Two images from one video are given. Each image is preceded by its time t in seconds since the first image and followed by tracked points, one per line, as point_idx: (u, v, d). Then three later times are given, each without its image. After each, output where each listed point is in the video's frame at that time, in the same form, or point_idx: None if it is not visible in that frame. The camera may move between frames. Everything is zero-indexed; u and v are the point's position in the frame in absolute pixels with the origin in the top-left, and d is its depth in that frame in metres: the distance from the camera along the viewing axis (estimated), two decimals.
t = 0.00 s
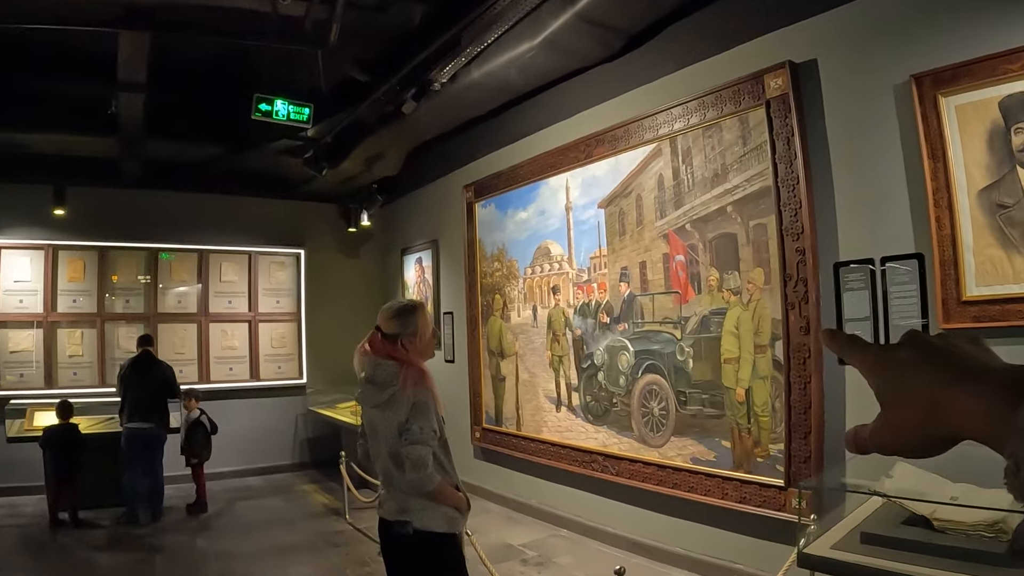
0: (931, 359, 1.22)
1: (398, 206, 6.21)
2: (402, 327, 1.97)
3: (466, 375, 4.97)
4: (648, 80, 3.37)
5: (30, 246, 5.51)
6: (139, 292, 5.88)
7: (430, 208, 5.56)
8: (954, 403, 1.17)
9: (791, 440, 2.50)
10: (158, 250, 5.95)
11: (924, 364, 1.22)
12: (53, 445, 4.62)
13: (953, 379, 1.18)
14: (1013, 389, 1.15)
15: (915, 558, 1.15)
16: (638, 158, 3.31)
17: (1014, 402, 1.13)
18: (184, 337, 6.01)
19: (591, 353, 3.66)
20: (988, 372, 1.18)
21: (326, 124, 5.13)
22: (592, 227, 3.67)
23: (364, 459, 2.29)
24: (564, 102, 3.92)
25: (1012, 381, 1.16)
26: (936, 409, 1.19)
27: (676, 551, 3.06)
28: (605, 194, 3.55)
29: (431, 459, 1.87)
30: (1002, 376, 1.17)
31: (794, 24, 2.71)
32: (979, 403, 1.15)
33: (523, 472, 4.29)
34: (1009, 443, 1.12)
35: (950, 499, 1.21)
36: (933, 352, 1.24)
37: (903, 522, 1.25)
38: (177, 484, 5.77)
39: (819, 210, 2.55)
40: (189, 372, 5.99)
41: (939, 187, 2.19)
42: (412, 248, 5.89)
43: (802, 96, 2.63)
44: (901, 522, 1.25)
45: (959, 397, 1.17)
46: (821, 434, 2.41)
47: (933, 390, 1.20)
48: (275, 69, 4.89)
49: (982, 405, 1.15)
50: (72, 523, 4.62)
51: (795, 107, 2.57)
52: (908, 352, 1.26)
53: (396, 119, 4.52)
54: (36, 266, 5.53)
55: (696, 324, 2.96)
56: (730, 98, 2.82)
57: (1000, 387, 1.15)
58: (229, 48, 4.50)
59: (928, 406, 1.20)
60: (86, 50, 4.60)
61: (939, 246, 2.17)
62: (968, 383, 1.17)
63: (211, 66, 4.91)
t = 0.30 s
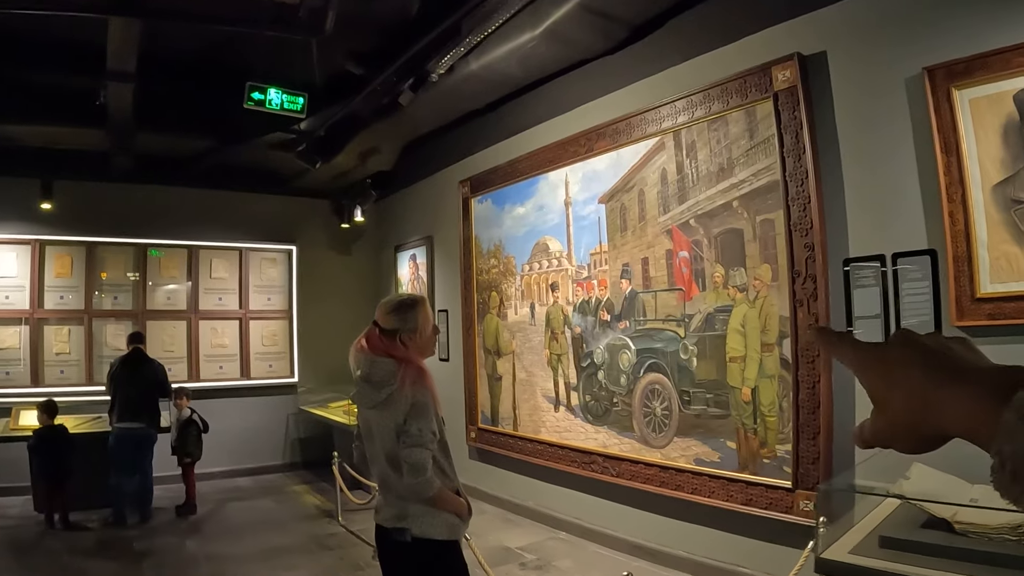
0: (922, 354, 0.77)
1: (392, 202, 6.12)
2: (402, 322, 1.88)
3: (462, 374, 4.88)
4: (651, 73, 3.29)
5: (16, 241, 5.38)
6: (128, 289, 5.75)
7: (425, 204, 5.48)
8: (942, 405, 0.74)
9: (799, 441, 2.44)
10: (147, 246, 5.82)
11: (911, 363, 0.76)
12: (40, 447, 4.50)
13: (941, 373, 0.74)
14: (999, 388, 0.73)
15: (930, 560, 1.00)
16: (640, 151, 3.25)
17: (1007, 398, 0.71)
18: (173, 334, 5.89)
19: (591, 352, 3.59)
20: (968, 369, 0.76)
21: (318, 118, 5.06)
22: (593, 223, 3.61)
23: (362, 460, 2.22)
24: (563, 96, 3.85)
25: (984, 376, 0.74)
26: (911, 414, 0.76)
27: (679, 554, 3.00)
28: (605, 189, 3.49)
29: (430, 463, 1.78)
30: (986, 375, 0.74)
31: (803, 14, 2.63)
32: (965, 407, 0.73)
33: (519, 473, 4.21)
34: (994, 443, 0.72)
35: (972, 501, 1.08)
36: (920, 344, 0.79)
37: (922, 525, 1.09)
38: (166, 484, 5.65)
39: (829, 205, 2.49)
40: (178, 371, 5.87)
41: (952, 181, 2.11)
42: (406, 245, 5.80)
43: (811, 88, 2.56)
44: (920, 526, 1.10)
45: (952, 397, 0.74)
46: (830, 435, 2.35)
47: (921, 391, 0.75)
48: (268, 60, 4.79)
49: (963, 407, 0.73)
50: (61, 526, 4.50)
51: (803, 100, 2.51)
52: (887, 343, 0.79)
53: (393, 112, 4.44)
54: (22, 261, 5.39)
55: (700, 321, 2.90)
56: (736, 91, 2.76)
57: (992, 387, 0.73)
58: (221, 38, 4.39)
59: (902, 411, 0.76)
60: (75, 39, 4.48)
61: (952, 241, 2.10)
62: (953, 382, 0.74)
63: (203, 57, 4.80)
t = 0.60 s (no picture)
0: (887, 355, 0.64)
1: (373, 200, 5.97)
2: (385, 324, 1.76)
3: (444, 376, 4.75)
4: (643, 68, 3.20)
5: None
6: (103, 288, 5.53)
7: (407, 202, 5.34)
8: (904, 410, 0.60)
9: (796, 447, 2.37)
10: (122, 243, 5.60)
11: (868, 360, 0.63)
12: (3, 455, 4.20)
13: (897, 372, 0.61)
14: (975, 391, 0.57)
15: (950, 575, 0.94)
16: (632, 148, 3.16)
17: (971, 402, 0.55)
18: (148, 335, 5.67)
19: (579, 355, 3.49)
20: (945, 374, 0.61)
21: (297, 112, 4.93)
22: (581, 221, 3.51)
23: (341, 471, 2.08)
24: (550, 91, 3.76)
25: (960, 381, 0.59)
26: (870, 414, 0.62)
27: (669, 563, 2.91)
28: (594, 186, 3.39)
29: (413, 476, 1.66)
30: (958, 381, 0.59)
31: (800, 8, 2.55)
32: (929, 411, 0.58)
33: (503, 478, 4.09)
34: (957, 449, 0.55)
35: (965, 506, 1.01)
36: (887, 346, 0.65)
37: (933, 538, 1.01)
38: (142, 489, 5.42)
39: (827, 203, 2.41)
40: (153, 372, 5.66)
41: (957, 180, 2.04)
42: (387, 244, 5.66)
43: (810, 84, 2.48)
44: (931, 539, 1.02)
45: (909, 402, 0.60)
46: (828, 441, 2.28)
47: (878, 393, 0.62)
48: (246, 52, 4.63)
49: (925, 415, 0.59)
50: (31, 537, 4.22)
51: (802, 95, 2.43)
52: (850, 345, 0.66)
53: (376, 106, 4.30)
54: None
55: (693, 323, 2.81)
56: (732, 87, 2.68)
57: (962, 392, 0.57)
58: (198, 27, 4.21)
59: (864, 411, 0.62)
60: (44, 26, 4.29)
61: (957, 242, 2.02)
62: (921, 388, 0.59)
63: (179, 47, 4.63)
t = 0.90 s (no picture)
0: (846, 367, 0.67)
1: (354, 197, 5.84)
2: (368, 324, 1.65)
3: (427, 377, 4.64)
4: (634, 63, 3.12)
5: None
6: (77, 287, 5.32)
7: (389, 199, 5.22)
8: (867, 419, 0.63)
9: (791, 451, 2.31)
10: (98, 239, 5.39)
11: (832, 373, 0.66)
12: None
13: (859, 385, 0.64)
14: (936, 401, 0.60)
15: None
16: (621, 144, 3.08)
17: (930, 411, 0.58)
18: (123, 335, 5.47)
19: (565, 356, 3.40)
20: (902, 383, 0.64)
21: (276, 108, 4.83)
22: (568, 220, 3.43)
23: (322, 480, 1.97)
24: (538, 87, 3.68)
25: (921, 390, 0.62)
26: (835, 424, 0.65)
27: (660, 569, 2.83)
28: (582, 183, 3.32)
29: (396, 486, 1.56)
30: (918, 388, 0.62)
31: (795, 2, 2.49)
32: (888, 420, 0.61)
33: (487, 482, 3.99)
34: (917, 458, 0.57)
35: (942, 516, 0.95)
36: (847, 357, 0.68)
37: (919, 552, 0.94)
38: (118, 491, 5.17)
39: (823, 201, 2.35)
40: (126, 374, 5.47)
41: (957, 178, 1.99)
42: (369, 242, 5.53)
43: (806, 80, 2.41)
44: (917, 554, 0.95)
45: (872, 413, 0.63)
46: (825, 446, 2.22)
47: (842, 404, 0.64)
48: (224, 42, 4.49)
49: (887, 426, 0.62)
50: None
51: (798, 90, 2.37)
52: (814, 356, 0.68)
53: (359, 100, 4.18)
54: None
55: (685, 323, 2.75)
56: (726, 82, 2.61)
57: (919, 399, 0.61)
58: (175, 15, 4.05)
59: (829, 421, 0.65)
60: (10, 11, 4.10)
61: (957, 241, 1.97)
62: (880, 395, 0.63)
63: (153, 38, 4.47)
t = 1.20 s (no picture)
0: (843, 366, 0.71)
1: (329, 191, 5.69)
2: (351, 318, 1.54)
3: (405, 375, 4.52)
4: (623, 54, 3.05)
5: None
6: (47, 281, 5.00)
7: (366, 191, 5.09)
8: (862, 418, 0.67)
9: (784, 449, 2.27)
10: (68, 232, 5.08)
11: (832, 373, 0.70)
12: None
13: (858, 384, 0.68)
14: (935, 398, 0.63)
15: None
16: (609, 136, 3.01)
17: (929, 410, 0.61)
18: (93, 332, 5.19)
19: (549, 353, 3.33)
20: (902, 379, 0.68)
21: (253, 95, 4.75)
22: (553, 213, 3.35)
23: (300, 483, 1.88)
24: (522, 78, 3.59)
25: (920, 387, 0.65)
26: (831, 421, 0.69)
27: (647, 571, 2.77)
28: (568, 176, 3.24)
29: (377, 490, 1.46)
30: (916, 386, 0.66)
31: None
32: (888, 418, 0.65)
33: (467, 482, 3.90)
34: (918, 456, 0.59)
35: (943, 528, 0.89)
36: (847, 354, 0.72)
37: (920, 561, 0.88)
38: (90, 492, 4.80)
39: (817, 196, 2.31)
40: (97, 370, 5.18)
41: (955, 173, 1.97)
42: (346, 236, 5.37)
43: (800, 72, 2.37)
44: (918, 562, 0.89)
45: (873, 410, 0.67)
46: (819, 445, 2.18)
47: (839, 401, 0.69)
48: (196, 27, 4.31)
49: (888, 423, 0.65)
50: None
51: (793, 83, 2.32)
52: (812, 355, 0.73)
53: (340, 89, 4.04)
54: None
55: (674, 320, 2.69)
56: (718, 74, 2.56)
57: (917, 398, 0.64)
58: None
59: (826, 417, 0.70)
60: None
61: (955, 237, 1.96)
62: (878, 393, 0.67)
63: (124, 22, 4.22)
